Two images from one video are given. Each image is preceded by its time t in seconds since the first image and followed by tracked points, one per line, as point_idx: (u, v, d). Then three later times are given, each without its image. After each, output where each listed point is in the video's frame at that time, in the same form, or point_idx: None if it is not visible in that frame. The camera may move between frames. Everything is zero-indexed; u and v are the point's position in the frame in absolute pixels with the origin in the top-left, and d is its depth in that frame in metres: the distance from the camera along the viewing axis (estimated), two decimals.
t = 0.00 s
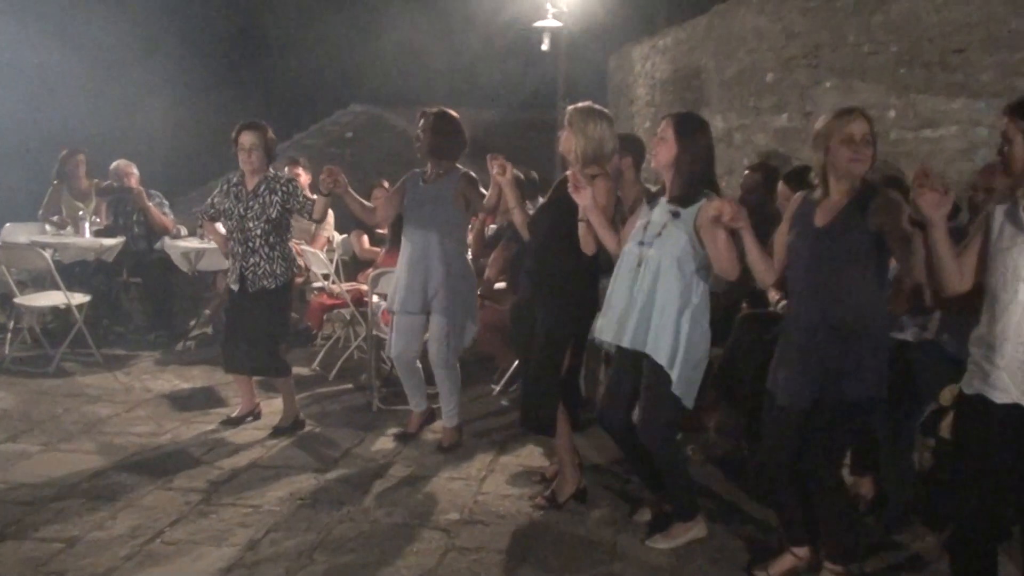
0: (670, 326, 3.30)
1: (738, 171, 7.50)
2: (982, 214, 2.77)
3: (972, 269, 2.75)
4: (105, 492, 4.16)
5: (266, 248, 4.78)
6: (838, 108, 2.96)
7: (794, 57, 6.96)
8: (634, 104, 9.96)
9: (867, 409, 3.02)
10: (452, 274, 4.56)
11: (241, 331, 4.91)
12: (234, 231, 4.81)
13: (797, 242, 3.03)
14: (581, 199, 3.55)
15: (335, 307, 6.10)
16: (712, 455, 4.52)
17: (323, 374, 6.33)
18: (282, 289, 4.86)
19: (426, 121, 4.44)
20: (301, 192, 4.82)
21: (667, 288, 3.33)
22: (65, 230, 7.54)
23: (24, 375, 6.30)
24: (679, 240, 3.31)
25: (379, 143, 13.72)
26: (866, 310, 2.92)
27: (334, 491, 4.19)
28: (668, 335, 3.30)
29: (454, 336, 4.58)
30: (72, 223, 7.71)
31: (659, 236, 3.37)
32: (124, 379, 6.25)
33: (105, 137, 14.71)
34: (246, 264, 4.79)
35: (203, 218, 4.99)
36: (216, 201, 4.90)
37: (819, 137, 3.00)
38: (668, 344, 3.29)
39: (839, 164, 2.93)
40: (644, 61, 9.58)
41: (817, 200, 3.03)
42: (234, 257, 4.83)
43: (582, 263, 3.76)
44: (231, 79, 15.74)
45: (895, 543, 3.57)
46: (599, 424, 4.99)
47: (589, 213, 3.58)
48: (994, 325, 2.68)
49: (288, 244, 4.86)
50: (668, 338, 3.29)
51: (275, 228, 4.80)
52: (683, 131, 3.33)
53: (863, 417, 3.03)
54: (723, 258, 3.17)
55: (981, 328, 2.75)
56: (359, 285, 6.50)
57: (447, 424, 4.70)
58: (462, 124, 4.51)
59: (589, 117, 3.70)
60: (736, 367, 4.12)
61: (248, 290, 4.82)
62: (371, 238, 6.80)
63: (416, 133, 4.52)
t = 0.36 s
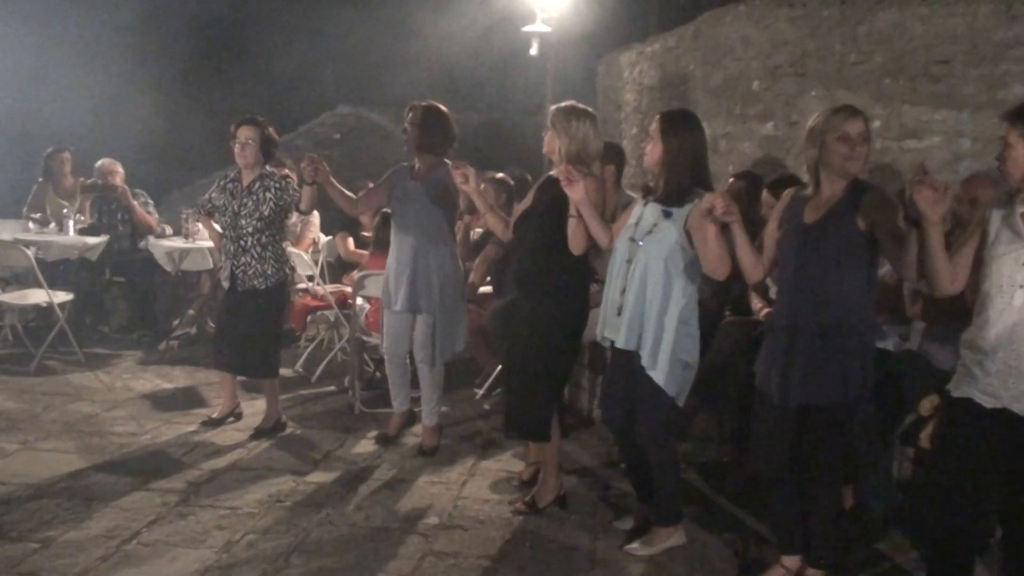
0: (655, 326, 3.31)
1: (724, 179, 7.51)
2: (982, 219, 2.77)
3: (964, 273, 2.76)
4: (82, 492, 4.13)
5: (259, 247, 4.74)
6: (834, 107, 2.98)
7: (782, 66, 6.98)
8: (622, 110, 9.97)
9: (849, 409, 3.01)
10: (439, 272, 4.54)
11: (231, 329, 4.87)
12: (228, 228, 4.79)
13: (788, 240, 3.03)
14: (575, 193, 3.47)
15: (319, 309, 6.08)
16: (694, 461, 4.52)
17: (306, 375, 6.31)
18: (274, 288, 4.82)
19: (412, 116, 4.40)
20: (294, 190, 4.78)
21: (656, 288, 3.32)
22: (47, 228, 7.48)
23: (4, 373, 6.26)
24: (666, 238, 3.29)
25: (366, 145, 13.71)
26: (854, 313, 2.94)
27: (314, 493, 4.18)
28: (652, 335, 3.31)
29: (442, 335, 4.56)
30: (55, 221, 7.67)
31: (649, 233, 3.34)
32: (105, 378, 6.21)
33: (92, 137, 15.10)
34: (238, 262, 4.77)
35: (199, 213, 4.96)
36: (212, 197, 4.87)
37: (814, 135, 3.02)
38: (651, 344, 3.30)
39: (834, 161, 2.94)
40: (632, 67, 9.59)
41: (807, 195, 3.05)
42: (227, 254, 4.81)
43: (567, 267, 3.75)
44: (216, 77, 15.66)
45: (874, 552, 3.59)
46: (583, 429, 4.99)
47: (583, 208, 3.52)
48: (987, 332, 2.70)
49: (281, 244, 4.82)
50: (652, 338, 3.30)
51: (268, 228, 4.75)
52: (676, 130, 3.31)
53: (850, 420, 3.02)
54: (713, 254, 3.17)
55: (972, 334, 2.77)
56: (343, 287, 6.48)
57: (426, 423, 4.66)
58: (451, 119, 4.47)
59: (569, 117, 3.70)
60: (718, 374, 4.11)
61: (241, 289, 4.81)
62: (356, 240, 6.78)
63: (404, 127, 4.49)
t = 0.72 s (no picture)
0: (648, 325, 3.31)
1: (713, 179, 7.53)
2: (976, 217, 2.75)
3: (958, 270, 2.74)
4: (68, 496, 4.12)
5: (252, 251, 4.71)
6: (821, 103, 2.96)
7: (770, 67, 7.00)
8: (611, 111, 9.99)
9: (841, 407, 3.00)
10: (434, 272, 4.53)
11: (227, 332, 4.86)
12: (223, 231, 4.77)
13: (778, 237, 3.03)
14: (568, 197, 3.44)
15: (308, 311, 6.06)
16: (685, 461, 4.53)
17: (296, 377, 6.30)
18: (268, 292, 4.80)
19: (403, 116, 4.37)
20: (287, 193, 4.75)
21: (650, 288, 3.32)
22: (36, 232, 7.46)
23: None
24: (660, 238, 3.29)
25: (356, 147, 13.70)
26: (848, 311, 2.92)
27: (302, 496, 4.17)
28: (647, 335, 3.31)
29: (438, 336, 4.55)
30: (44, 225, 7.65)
31: (643, 233, 3.33)
32: (94, 382, 6.20)
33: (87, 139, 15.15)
34: (233, 265, 4.75)
35: (196, 216, 4.94)
36: (208, 200, 4.85)
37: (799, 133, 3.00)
38: (646, 345, 3.31)
39: (819, 160, 2.94)
40: (621, 67, 9.61)
41: (795, 193, 3.07)
42: (221, 257, 4.80)
43: (557, 268, 3.74)
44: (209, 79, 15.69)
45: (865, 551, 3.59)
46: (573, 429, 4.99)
47: (574, 209, 3.53)
48: (984, 329, 2.65)
49: (276, 247, 4.80)
50: (647, 338, 3.30)
51: (262, 231, 4.73)
52: (665, 130, 3.28)
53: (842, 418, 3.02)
54: (705, 253, 3.19)
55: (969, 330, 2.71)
56: (333, 289, 6.47)
57: (416, 424, 4.67)
58: (444, 119, 4.42)
59: (551, 117, 3.70)
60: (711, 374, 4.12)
61: (235, 292, 4.79)
62: (346, 241, 6.77)
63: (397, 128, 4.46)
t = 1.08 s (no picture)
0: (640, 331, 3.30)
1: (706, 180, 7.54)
2: (975, 218, 2.76)
3: (958, 270, 2.77)
4: (62, 501, 4.12)
5: (252, 258, 4.71)
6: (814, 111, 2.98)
7: (762, 68, 7.02)
8: (605, 113, 10.01)
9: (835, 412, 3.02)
10: (428, 278, 4.52)
11: (227, 337, 4.87)
12: (223, 239, 4.77)
13: (772, 243, 3.05)
14: (562, 203, 3.47)
15: (303, 315, 6.06)
16: (679, 463, 4.53)
17: (291, 381, 6.30)
18: (268, 299, 4.79)
19: (400, 121, 4.39)
20: (286, 200, 4.75)
21: (643, 292, 3.32)
22: (30, 237, 7.45)
23: None
24: (653, 243, 3.30)
25: (350, 151, 13.72)
26: (843, 316, 2.94)
27: (297, 499, 4.16)
28: (641, 339, 3.30)
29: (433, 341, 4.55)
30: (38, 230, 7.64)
31: (636, 238, 3.35)
32: (89, 387, 6.19)
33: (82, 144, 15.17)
34: (233, 273, 4.75)
35: (199, 223, 4.93)
36: (208, 208, 4.85)
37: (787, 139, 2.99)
38: (639, 349, 3.29)
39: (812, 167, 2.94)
40: (613, 69, 9.63)
41: (791, 200, 3.08)
42: (221, 264, 4.80)
43: (551, 270, 3.75)
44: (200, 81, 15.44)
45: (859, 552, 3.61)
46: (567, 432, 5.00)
47: (568, 216, 3.53)
48: (986, 330, 2.66)
49: (275, 254, 4.79)
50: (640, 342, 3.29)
51: (261, 239, 4.72)
52: (659, 135, 3.31)
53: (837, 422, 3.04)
54: (701, 260, 3.17)
55: (971, 329, 2.72)
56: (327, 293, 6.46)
57: (410, 430, 4.67)
58: (440, 126, 4.45)
59: (546, 122, 3.71)
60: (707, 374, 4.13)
61: (235, 299, 4.79)
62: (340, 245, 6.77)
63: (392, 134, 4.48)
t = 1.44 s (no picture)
0: (634, 328, 3.31)
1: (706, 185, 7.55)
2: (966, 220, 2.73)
3: (950, 273, 2.73)
4: (63, 507, 4.12)
5: (253, 260, 4.71)
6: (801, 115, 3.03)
7: (761, 73, 7.11)
8: (605, 118, 10.02)
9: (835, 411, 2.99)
10: (422, 276, 4.57)
11: (231, 340, 4.88)
12: (224, 241, 4.78)
13: (766, 243, 3.07)
14: (558, 207, 3.48)
15: (303, 320, 6.07)
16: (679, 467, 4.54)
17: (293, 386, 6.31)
18: (269, 301, 4.80)
19: (390, 123, 4.42)
20: (287, 203, 4.76)
21: (635, 288, 3.33)
22: (32, 243, 7.48)
23: None
24: (645, 240, 3.30)
25: (351, 158, 13.76)
26: (838, 314, 2.93)
27: (298, 505, 4.17)
28: (633, 335, 3.31)
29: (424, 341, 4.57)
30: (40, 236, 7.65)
31: (627, 235, 3.35)
32: (91, 393, 6.19)
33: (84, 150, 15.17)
34: (234, 274, 4.76)
35: (202, 226, 4.95)
36: (210, 210, 4.86)
37: (787, 143, 3.05)
38: (633, 344, 3.30)
39: (803, 170, 2.99)
40: (613, 75, 9.65)
41: (784, 201, 3.09)
42: (223, 267, 4.82)
43: (549, 275, 3.76)
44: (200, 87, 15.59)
45: (858, 559, 3.61)
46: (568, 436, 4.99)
47: (565, 220, 3.53)
48: (976, 335, 2.67)
49: (277, 257, 4.80)
50: (634, 338, 3.30)
51: (262, 240, 4.73)
52: (650, 134, 3.31)
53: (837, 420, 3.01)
54: (695, 257, 3.17)
55: (960, 335, 2.73)
56: (328, 298, 6.47)
57: (408, 431, 4.67)
58: (431, 126, 4.47)
59: (550, 125, 3.71)
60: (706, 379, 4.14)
61: (237, 301, 4.80)
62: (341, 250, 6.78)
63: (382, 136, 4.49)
